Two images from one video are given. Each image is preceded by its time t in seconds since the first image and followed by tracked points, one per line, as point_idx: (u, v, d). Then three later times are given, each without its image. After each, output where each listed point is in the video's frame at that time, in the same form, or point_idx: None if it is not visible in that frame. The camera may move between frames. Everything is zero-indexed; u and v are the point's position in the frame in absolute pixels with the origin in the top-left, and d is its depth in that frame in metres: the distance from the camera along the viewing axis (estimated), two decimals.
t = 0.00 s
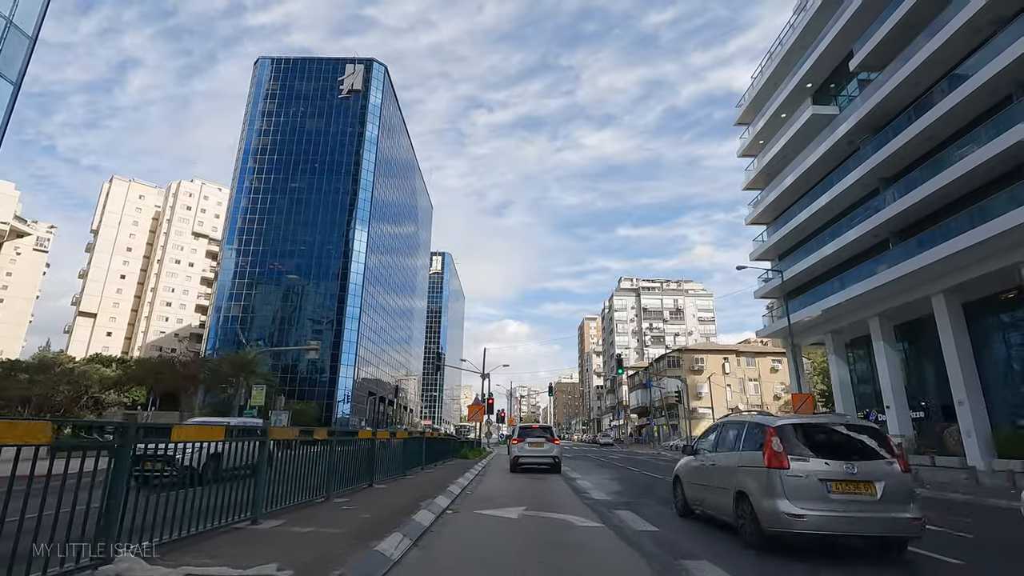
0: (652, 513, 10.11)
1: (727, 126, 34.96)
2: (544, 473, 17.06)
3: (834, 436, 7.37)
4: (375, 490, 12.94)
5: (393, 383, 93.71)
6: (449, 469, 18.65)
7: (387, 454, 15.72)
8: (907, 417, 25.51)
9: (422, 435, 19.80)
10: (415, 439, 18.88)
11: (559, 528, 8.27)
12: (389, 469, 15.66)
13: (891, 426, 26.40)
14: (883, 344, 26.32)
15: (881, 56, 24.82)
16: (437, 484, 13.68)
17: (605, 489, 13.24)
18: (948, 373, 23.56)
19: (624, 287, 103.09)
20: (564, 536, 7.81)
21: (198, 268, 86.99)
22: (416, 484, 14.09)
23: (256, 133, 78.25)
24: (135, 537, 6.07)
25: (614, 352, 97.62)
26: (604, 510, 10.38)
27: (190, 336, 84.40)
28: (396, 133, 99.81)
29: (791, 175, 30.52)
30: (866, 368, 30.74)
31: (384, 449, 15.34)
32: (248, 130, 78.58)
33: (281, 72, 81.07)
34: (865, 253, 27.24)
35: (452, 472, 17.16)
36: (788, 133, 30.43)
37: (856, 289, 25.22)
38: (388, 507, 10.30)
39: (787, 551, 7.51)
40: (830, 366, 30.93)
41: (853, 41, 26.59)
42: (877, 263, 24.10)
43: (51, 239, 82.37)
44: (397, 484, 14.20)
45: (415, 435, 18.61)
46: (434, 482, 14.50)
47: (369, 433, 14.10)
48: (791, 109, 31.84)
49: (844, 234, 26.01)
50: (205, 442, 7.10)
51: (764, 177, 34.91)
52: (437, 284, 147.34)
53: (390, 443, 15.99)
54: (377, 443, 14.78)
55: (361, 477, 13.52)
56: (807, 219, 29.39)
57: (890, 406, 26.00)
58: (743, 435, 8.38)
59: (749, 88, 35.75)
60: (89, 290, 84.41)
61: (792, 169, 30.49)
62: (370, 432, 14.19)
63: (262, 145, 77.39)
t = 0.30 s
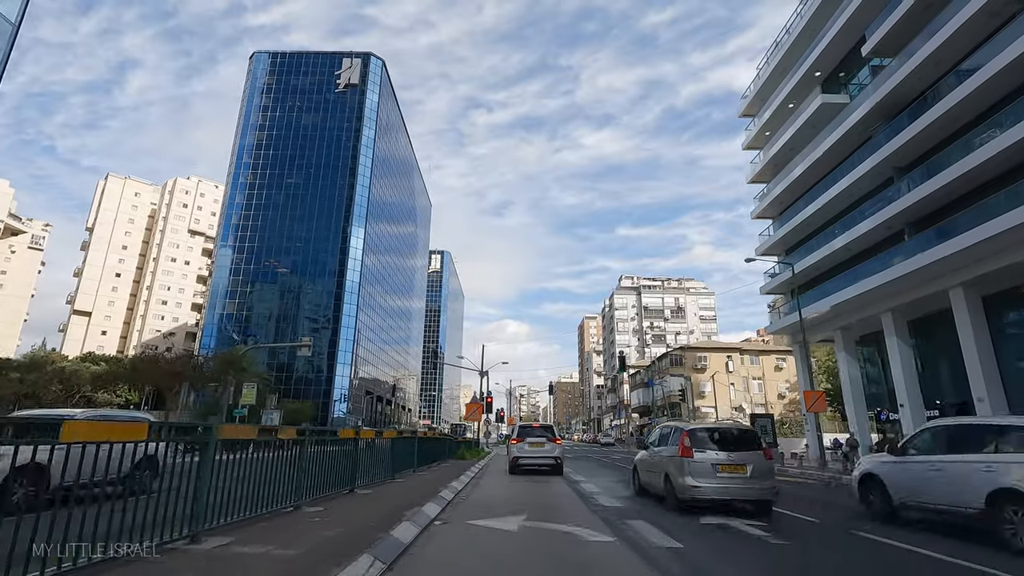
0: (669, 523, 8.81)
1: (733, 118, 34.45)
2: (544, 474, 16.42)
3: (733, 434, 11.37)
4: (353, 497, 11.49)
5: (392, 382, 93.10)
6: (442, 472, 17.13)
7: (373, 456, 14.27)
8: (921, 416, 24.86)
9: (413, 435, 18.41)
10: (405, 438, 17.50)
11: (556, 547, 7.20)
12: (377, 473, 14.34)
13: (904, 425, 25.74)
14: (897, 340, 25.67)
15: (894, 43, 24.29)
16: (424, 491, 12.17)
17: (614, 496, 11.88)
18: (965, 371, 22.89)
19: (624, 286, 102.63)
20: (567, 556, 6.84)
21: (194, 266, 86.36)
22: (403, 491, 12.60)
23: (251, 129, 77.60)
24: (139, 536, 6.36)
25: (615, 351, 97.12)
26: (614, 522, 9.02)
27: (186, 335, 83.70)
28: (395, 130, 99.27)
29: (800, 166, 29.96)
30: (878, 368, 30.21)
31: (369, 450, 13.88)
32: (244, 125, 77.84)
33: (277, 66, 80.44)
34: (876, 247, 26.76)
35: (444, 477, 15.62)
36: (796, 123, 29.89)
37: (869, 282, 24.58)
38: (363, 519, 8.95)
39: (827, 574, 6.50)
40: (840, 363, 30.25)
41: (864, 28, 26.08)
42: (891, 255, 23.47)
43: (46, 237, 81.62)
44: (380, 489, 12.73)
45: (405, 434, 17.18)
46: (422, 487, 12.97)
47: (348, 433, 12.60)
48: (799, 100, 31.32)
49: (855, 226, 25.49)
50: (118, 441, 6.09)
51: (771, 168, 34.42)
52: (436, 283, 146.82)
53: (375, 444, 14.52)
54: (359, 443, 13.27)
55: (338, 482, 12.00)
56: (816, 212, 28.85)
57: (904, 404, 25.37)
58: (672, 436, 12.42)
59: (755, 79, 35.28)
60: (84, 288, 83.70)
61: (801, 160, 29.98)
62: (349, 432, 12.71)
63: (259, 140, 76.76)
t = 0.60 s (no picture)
0: (698, 538, 7.46)
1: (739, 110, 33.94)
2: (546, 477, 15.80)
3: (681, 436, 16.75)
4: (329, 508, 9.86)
5: (391, 382, 92.55)
6: (433, 477, 15.38)
7: (354, 460, 12.58)
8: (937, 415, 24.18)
9: (404, 435, 16.74)
10: (395, 440, 15.83)
11: (565, 575, 5.83)
12: (357, 478, 12.71)
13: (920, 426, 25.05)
14: (911, 337, 25.01)
15: (907, 30, 23.75)
16: (412, 499, 10.49)
17: (630, 505, 10.26)
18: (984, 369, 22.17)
19: (625, 285, 102.14)
20: None
21: (191, 265, 85.83)
22: (387, 499, 10.91)
23: (247, 124, 76.98)
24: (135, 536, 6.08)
25: (615, 350, 96.49)
26: (630, 536, 7.54)
27: (183, 333, 83.11)
28: (395, 127, 98.73)
29: (809, 158, 29.43)
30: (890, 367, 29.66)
31: (349, 454, 12.18)
32: (240, 120, 77.23)
33: (273, 61, 79.95)
34: (890, 241, 26.26)
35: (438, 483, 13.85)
36: (805, 113, 29.26)
37: (885, 276, 23.82)
38: (328, 536, 7.34)
39: None
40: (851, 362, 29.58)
41: (875, 16, 25.56)
42: (909, 247, 22.65)
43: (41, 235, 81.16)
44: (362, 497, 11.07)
45: (393, 433, 15.48)
46: (409, 495, 11.23)
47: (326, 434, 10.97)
48: (807, 91, 30.82)
49: (868, 218, 24.89)
50: None
51: (778, 161, 33.86)
52: (435, 282, 146.33)
53: (359, 446, 12.81)
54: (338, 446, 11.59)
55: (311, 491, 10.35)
56: (825, 205, 28.31)
57: (918, 403, 24.72)
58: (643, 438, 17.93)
59: (761, 70, 34.72)
60: (79, 286, 83.07)
61: (810, 152, 29.43)
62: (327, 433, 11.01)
63: (255, 136, 76.18)
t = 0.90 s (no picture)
0: (720, 554, 6.81)
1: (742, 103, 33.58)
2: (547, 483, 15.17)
3: (646, 437, 22.29)
4: (296, 524, 8.43)
5: (389, 385, 91.92)
6: (419, 485, 13.86)
7: (330, 467, 11.03)
8: (951, 415, 23.70)
9: (388, 437, 15.19)
10: (377, 443, 14.26)
11: None
12: (337, 486, 11.42)
13: (933, 425, 24.54)
14: (924, 334, 24.53)
15: (915, 18, 23.36)
16: (393, 514, 9.08)
17: (647, 519, 8.88)
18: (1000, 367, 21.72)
19: (624, 286, 101.69)
20: None
21: (185, 267, 85.21)
22: (366, 511, 9.48)
23: (240, 123, 76.37)
24: (137, 538, 6.25)
25: (615, 351, 96.03)
26: (653, 558, 6.70)
27: (177, 336, 82.42)
28: (393, 126, 98.32)
29: (814, 152, 29.07)
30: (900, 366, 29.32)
31: (324, 460, 10.64)
32: (233, 118, 76.60)
33: (267, 59, 79.38)
34: (899, 235, 25.90)
35: (424, 492, 12.34)
36: (810, 105, 28.88)
37: (895, 271, 23.29)
38: (279, 563, 6.04)
39: None
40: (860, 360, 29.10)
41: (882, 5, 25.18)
42: (920, 241, 22.14)
43: (34, 237, 80.53)
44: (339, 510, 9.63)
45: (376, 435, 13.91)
46: (391, 507, 9.81)
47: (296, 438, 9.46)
48: (811, 83, 30.48)
49: (876, 212, 24.51)
50: None
51: (782, 155, 33.49)
52: (432, 283, 145.80)
53: (336, 451, 11.27)
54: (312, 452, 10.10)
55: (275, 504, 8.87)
56: (831, 199, 27.92)
57: (931, 402, 24.25)
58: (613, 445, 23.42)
59: (763, 63, 34.42)
60: (71, 289, 82.34)
61: (815, 146, 29.06)
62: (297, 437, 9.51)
63: (249, 134, 75.60)
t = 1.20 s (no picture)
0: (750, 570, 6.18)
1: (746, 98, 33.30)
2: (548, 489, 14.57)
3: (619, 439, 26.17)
4: (252, 542, 7.37)
5: (388, 388, 91.26)
6: (405, 494, 12.68)
7: (301, 477, 9.94)
8: (967, 416, 23.10)
9: (371, 442, 14.01)
10: (359, 450, 13.05)
11: None
12: (304, 496, 10.27)
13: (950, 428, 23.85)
14: (938, 333, 23.93)
15: (926, 7, 22.98)
16: (366, 532, 7.96)
17: (660, 536, 7.88)
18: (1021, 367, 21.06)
19: (624, 287, 101.22)
20: None
21: (181, 269, 84.72)
22: (335, 526, 8.39)
23: (236, 122, 75.98)
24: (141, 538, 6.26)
25: (615, 353, 95.67)
26: None
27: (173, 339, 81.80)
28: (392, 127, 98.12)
29: (821, 146, 28.67)
30: (910, 367, 28.86)
31: (292, 467, 9.53)
32: (229, 117, 76.19)
33: (263, 58, 79.01)
34: (910, 231, 25.45)
35: (410, 501, 11.20)
36: (818, 99, 28.51)
37: (909, 268, 22.68)
38: None
39: None
40: (870, 359, 28.51)
41: None
42: (935, 236, 21.59)
43: (30, 239, 80.10)
44: (306, 526, 8.57)
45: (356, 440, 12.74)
46: (369, 521, 8.73)
47: (259, 441, 8.39)
48: (817, 76, 30.11)
49: (888, 207, 24.05)
50: None
51: (788, 151, 33.15)
52: (431, 286, 145.33)
53: (308, 459, 10.14)
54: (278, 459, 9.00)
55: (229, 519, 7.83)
56: (839, 194, 27.48)
57: (947, 403, 23.61)
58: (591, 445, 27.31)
59: (768, 58, 34.12)
60: (66, 291, 81.76)
61: (823, 140, 28.66)
62: (261, 441, 8.45)
63: (245, 134, 75.23)
